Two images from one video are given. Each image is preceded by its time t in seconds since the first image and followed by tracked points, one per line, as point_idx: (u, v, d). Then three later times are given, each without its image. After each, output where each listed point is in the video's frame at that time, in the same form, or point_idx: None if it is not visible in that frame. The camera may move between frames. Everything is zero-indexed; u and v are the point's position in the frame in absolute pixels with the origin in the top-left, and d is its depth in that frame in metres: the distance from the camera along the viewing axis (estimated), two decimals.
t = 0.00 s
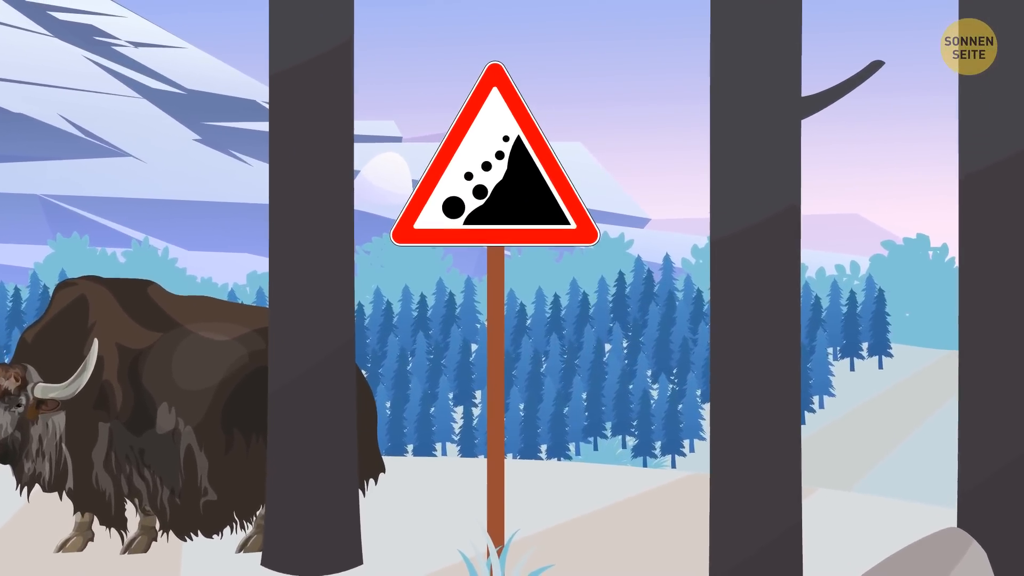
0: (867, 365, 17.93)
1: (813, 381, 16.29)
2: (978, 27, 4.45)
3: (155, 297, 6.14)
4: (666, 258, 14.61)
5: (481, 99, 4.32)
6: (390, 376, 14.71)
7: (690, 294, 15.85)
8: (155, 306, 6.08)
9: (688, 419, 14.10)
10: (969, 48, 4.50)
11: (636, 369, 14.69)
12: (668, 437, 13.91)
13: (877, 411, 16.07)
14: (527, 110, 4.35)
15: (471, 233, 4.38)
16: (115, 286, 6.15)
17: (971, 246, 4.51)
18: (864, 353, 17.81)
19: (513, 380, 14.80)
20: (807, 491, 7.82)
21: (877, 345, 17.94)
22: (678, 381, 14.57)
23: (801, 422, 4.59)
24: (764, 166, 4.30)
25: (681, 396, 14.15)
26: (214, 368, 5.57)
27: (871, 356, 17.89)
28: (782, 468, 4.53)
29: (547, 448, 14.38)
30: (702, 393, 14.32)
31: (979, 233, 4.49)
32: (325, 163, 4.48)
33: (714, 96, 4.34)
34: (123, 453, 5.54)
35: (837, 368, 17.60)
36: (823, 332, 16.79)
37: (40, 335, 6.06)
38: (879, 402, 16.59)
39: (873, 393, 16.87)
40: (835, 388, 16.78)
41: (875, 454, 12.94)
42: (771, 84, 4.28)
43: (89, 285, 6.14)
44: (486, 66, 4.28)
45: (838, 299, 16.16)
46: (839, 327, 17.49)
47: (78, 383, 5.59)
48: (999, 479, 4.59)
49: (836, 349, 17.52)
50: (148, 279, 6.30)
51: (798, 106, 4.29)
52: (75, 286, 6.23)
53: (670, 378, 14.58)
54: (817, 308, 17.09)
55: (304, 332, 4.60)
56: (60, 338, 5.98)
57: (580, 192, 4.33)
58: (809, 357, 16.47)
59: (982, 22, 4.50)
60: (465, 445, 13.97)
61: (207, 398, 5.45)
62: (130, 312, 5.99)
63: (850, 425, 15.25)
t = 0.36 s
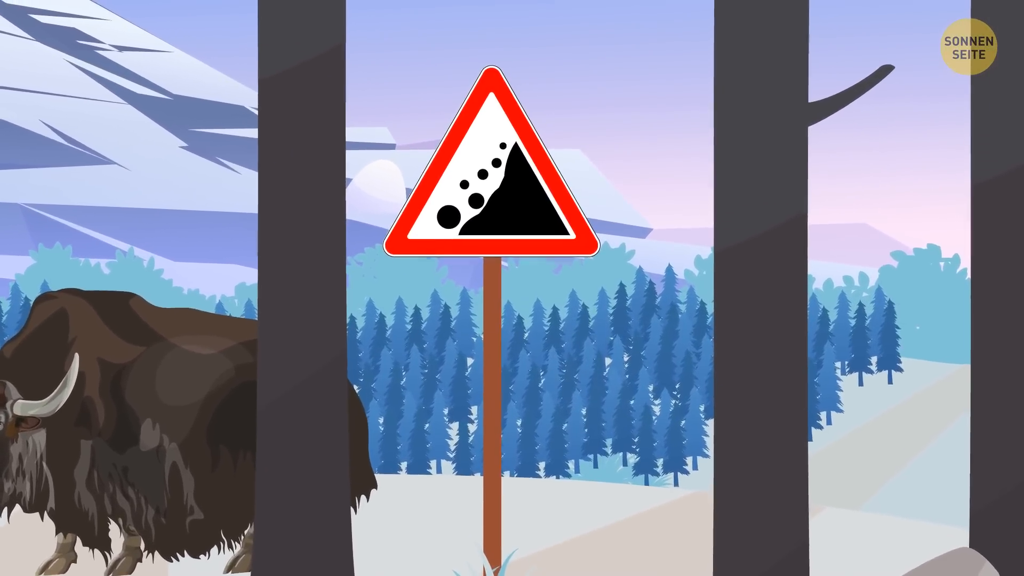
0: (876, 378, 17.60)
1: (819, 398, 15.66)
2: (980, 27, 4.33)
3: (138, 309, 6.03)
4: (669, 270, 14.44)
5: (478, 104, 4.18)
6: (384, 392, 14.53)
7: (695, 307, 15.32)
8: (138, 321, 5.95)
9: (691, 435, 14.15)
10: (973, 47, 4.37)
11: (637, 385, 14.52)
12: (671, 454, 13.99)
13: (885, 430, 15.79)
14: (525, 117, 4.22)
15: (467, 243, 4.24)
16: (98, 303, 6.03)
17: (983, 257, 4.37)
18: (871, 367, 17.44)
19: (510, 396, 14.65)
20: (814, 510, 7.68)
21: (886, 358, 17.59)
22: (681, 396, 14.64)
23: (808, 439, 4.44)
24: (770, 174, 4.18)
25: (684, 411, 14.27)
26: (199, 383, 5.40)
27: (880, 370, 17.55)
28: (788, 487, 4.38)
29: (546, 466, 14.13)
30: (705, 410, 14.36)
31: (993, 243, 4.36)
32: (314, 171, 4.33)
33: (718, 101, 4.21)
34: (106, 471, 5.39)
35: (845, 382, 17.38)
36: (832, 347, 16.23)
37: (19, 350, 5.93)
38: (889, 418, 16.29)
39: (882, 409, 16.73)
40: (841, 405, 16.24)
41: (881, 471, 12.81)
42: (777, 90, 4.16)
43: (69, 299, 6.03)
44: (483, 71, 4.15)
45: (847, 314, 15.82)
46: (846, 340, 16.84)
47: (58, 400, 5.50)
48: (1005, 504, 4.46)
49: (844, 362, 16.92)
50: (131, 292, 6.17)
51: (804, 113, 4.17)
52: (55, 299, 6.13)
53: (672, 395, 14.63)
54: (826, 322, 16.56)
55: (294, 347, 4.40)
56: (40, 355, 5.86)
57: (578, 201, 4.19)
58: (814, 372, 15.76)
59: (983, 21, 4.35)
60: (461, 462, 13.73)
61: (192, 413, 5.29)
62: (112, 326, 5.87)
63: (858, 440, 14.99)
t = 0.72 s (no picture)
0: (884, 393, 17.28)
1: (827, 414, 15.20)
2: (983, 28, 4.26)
3: (122, 321, 5.87)
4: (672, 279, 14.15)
5: (474, 109, 4.07)
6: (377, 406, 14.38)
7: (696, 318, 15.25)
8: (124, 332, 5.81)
9: (693, 452, 13.99)
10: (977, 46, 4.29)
11: (639, 399, 14.35)
12: (673, 471, 13.71)
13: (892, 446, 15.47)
14: (522, 123, 4.11)
15: (463, 253, 4.12)
16: (83, 315, 5.86)
17: (995, 267, 4.26)
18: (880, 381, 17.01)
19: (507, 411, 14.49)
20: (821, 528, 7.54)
21: (895, 370, 17.33)
22: (683, 409, 14.58)
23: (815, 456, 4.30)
24: (775, 182, 4.06)
25: (687, 426, 14.12)
26: (187, 398, 5.26)
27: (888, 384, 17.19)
28: (795, 506, 4.25)
29: (545, 483, 13.70)
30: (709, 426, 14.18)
31: (1005, 254, 4.24)
32: (305, 178, 4.20)
33: (721, 106, 4.10)
34: (91, 488, 5.25)
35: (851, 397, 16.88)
36: (841, 359, 16.05)
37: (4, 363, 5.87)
38: (898, 432, 15.84)
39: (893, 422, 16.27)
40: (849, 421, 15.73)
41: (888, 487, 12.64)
42: (782, 95, 4.04)
43: (52, 309, 5.95)
44: (480, 75, 4.04)
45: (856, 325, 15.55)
46: (855, 354, 16.50)
47: (41, 416, 5.42)
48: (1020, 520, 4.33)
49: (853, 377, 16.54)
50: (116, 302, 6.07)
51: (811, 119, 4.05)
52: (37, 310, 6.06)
53: (674, 409, 14.51)
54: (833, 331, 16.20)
55: (282, 361, 4.26)
56: (24, 368, 5.78)
57: (577, 209, 4.07)
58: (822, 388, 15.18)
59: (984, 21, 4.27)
60: (456, 479, 13.43)
61: (180, 428, 5.14)
62: (98, 339, 5.73)
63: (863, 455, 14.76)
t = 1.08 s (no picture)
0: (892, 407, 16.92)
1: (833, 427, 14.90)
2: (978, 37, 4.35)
3: (116, 330, 5.72)
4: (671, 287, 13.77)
5: (471, 114, 3.97)
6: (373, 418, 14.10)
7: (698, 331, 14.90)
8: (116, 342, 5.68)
9: (696, 465, 13.83)
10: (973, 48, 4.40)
11: (640, 412, 14.02)
12: (675, 486, 13.68)
13: (900, 460, 15.19)
14: (521, 130, 4.01)
15: (459, 262, 4.01)
16: (76, 323, 5.80)
17: (1009, 277, 4.17)
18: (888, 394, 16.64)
19: (505, 423, 14.14)
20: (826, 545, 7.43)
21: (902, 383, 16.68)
22: (684, 423, 14.19)
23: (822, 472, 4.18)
24: (780, 189, 3.96)
25: (689, 440, 13.94)
26: (181, 412, 5.09)
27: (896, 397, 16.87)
28: (801, 523, 4.13)
29: (544, 498, 13.62)
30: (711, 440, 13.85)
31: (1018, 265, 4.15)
32: (297, 185, 4.09)
33: (724, 111, 4.00)
34: (80, 502, 5.18)
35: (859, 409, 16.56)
36: (847, 371, 15.48)
37: None
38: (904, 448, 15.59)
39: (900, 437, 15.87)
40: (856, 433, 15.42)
41: (892, 504, 12.55)
42: (788, 99, 3.94)
43: (47, 317, 5.83)
44: (477, 79, 3.95)
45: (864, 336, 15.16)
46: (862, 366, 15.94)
47: (31, 425, 5.37)
48: None
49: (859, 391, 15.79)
50: (111, 313, 5.91)
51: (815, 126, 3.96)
52: (31, 318, 5.94)
53: (676, 422, 14.21)
54: (839, 345, 15.90)
55: (273, 374, 4.14)
56: (18, 377, 5.68)
57: (577, 218, 3.97)
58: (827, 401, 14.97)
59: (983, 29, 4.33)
60: (453, 493, 13.49)
61: (173, 443, 4.99)
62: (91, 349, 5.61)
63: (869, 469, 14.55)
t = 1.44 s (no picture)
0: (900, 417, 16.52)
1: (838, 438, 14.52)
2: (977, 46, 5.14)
3: (102, 339, 5.74)
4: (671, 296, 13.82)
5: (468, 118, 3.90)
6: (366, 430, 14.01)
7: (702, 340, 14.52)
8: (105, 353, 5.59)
9: (698, 478, 13.96)
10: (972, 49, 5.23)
11: (640, 423, 13.89)
12: (676, 500, 13.83)
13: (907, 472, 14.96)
14: (519, 135, 3.94)
15: (456, 270, 3.93)
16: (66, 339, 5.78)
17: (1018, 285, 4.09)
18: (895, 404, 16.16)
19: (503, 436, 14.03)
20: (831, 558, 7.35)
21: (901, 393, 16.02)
22: (686, 434, 14.11)
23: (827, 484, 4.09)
24: (784, 195, 3.88)
25: (691, 452, 14.08)
26: (170, 423, 4.96)
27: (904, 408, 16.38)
28: (807, 537, 4.03)
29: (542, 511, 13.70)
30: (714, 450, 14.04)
31: None
32: (289, 191, 4.00)
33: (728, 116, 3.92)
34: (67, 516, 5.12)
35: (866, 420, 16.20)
36: (849, 382, 15.43)
37: None
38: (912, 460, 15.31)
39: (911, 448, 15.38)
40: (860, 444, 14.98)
41: (898, 517, 12.45)
42: (792, 103, 3.87)
43: (29, 326, 5.89)
44: (474, 83, 3.88)
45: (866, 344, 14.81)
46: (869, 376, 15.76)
47: (19, 437, 5.33)
48: None
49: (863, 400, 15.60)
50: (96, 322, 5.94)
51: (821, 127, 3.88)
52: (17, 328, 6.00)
53: (677, 434, 14.15)
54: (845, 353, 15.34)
55: (264, 385, 4.03)
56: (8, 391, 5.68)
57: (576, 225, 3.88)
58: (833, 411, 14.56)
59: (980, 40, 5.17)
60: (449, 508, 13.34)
61: (161, 455, 4.85)
62: (79, 362, 5.52)
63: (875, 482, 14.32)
